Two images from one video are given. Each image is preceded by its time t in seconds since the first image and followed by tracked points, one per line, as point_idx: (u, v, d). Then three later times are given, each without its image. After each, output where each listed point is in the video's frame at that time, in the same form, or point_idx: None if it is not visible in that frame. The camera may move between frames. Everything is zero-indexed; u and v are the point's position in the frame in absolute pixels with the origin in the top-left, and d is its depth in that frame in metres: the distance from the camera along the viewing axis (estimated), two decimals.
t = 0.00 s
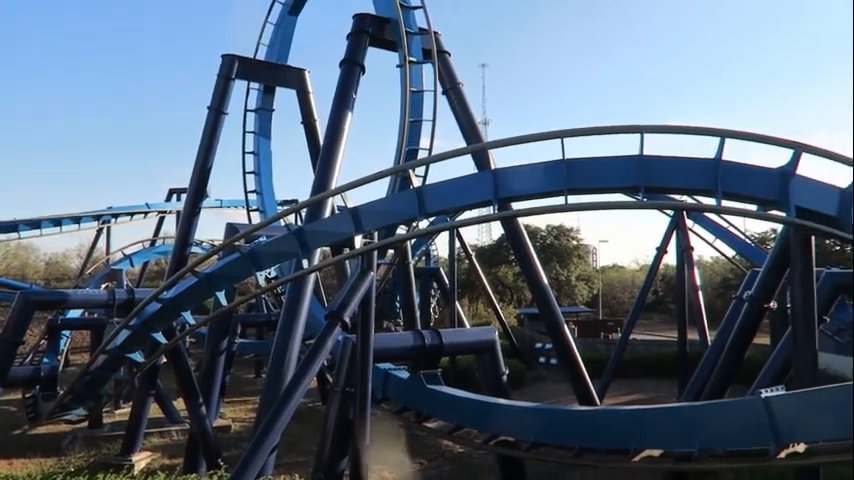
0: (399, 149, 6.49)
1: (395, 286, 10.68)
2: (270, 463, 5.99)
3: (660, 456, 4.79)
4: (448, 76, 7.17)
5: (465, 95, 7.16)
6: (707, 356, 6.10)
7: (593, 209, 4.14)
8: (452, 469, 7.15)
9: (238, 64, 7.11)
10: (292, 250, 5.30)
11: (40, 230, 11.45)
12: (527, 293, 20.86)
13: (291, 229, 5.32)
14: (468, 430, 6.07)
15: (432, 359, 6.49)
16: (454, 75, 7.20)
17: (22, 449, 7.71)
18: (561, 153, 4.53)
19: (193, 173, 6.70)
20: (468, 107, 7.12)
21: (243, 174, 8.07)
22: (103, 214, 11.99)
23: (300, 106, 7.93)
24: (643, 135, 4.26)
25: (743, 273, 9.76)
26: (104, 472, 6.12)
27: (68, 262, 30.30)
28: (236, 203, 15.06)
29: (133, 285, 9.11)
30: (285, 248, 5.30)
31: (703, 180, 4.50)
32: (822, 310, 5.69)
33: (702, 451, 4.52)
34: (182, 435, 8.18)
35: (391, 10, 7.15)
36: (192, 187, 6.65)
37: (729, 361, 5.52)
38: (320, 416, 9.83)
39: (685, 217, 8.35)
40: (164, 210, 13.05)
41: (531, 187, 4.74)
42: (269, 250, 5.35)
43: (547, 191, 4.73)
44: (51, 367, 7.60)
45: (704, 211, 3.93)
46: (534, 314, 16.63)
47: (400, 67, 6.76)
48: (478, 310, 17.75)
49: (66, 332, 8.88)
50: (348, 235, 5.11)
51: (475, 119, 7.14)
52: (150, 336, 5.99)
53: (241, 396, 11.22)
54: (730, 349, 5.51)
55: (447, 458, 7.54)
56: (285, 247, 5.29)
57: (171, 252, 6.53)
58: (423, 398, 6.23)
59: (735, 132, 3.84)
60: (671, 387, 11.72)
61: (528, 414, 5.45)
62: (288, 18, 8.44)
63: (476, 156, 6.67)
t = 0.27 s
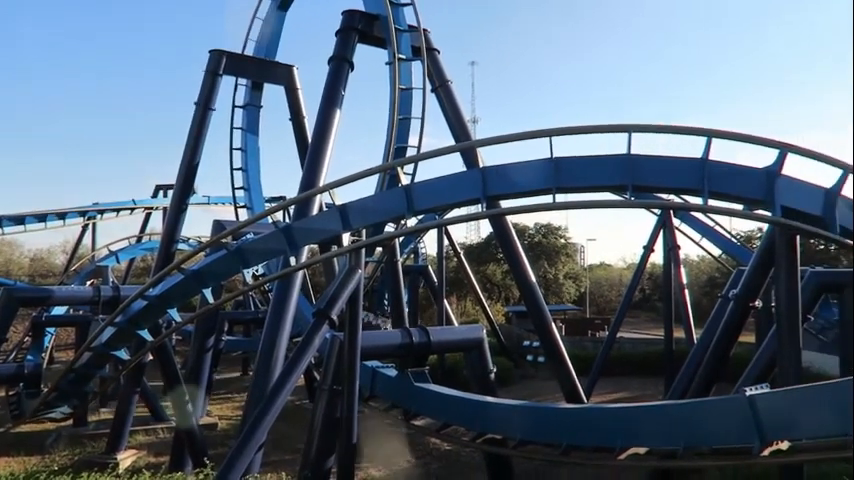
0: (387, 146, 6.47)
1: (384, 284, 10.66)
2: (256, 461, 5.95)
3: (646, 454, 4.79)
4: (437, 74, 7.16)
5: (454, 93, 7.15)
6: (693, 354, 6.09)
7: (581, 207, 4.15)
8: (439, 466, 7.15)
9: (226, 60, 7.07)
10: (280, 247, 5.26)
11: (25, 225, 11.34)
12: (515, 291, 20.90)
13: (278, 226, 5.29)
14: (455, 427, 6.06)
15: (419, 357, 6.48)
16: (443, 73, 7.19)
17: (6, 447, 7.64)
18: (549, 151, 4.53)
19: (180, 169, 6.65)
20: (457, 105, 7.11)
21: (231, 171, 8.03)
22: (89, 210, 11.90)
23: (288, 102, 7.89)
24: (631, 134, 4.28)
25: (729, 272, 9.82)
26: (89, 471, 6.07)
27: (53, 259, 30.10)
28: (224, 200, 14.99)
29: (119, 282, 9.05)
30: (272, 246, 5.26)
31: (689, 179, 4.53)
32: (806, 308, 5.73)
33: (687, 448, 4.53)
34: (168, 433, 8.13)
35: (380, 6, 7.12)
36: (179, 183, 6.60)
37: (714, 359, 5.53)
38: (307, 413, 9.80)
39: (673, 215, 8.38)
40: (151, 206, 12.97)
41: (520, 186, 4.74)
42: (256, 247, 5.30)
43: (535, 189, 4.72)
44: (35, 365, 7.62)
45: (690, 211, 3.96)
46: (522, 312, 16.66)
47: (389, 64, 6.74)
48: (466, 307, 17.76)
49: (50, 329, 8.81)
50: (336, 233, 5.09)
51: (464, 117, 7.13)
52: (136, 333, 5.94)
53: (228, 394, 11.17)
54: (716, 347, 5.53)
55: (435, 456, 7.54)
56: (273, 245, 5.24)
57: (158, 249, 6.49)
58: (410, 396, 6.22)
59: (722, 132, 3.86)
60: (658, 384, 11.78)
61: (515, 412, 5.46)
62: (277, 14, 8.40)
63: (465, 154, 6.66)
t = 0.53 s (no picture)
0: (371, 146, 6.45)
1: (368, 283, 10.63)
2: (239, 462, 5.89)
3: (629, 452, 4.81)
4: (422, 73, 7.14)
5: (438, 93, 7.14)
6: (674, 354, 6.12)
7: (564, 207, 4.16)
8: (423, 466, 7.14)
9: (208, 57, 7.01)
10: (263, 247, 5.21)
11: (3, 224, 11.19)
12: (499, 290, 20.94)
13: (261, 226, 5.24)
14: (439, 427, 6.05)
15: (403, 356, 6.47)
16: (427, 73, 7.17)
17: None
18: (534, 151, 4.52)
19: (162, 168, 6.59)
20: (441, 104, 7.10)
21: (213, 170, 7.97)
22: (68, 209, 11.76)
23: (271, 101, 7.84)
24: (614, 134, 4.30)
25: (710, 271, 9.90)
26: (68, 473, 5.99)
27: (32, 258, 29.75)
28: (206, 199, 14.88)
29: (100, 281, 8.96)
30: (255, 245, 5.21)
31: (672, 181, 4.56)
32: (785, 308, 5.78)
33: (669, 446, 4.56)
34: (149, 434, 8.05)
35: (365, 5, 7.10)
36: (161, 182, 6.53)
37: (696, 358, 5.56)
38: (291, 414, 9.75)
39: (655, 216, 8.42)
40: (132, 205, 12.84)
41: (504, 186, 4.73)
42: (239, 247, 5.24)
43: (519, 189, 4.72)
44: (12, 365, 7.55)
45: (672, 211, 4.00)
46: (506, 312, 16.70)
47: (373, 64, 6.71)
48: (450, 307, 17.75)
49: (28, 329, 8.69)
50: (320, 232, 5.06)
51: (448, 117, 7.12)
52: (116, 334, 5.86)
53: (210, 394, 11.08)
54: (698, 345, 5.56)
55: (419, 455, 7.52)
56: (256, 244, 5.19)
57: (138, 249, 6.42)
58: (394, 396, 6.20)
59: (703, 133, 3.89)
60: (640, 383, 11.85)
61: (498, 411, 5.46)
62: (260, 12, 8.34)
63: (449, 154, 6.65)
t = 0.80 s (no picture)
0: (353, 144, 6.40)
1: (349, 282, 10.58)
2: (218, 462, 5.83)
3: (609, 450, 4.83)
4: (403, 72, 7.12)
5: (420, 92, 7.11)
6: (653, 352, 6.14)
7: (545, 206, 4.16)
8: (405, 465, 7.11)
9: (188, 54, 6.93)
10: (243, 246, 5.15)
11: None
12: (480, 290, 20.97)
13: (241, 225, 5.17)
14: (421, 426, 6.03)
15: (384, 356, 6.44)
16: (409, 71, 7.15)
17: None
18: (516, 150, 4.52)
19: (140, 166, 6.50)
20: (423, 103, 7.08)
21: (193, 168, 7.88)
22: (44, 207, 11.59)
23: (252, 99, 7.77)
24: (594, 135, 4.32)
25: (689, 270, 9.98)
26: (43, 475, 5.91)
27: (7, 257, 29.35)
28: (185, 197, 14.74)
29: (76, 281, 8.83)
30: (235, 244, 5.15)
31: (651, 181, 4.59)
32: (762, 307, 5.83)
33: (649, 444, 4.58)
34: (127, 435, 7.95)
35: (346, 3, 7.06)
36: (138, 180, 6.44)
37: (675, 357, 5.59)
38: (271, 414, 9.68)
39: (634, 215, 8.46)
40: (109, 203, 12.69)
41: (486, 185, 4.72)
42: (218, 246, 5.17)
43: (500, 189, 4.71)
44: None
45: (652, 210, 4.05)
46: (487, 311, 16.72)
47: (354, 62, 6.67)
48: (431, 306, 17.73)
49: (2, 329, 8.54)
50: (301, 231, 5.02)
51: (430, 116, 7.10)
52: (93, 333, 5.78)
53: (189, 395, 10.97)
54: (677, 344, 5.58)
55: (400, 455, 7.49)
56: (236, 243, 5.13)
57: (116, 248, 6.33)
58: (374, 396, 6.17)
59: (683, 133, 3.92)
60: (620, 381, 11.92)
61: (480, 409, 5.44)
62: (240, 9, 8.26)
63: (431, 153, 6.63)
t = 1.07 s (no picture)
0: (338, 143, 6.37)
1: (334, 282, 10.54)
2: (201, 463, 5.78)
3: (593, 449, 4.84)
4: (389, 72, 7.09)
5: (405, 91, 7.09)
6: (636, 352, 6.15)
7: (531, 206, 4.15)
8: (390, 465, 7.09)
9: (171, 51, 6.86)
10: (227, 245, 5.09)
11: None
12: (465, 289, 20.98)
13: (225, 224, 5.12)
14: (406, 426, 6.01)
15: (370, 355, 6.42)
16: (395, 71, 7.12)
17: None
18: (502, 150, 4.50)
19: (123, 164, 6.42)
20: (408, 103, 7.05)
21: (176, 167, 7.80)
22: (25, 206, 11.44)
23: (236, 97, 7.71)
24: (580, 135, 4.32)
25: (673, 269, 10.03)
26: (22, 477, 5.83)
27: None
28: (169, 196, 14.62)
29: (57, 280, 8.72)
30: (219, 243, 5.09)
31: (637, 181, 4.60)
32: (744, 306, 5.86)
33: (633, 443, 4.58)
34: (109, 436, 7.87)
35: (332, 2, 7.03)
36: (121, 179, 6.36)
37: (659, 357, 5.60)
38: (256, 414, 9.61)
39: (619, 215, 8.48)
40: (91, 202, 12.55)
41: (471, 185, 4.71)
42: (201, 245, 5.11)
43: (486, 188, 4.70)
44: None
45: (636, 210, 4.07)
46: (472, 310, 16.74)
47: (340, 61, 6.63)
48: (417, 305, 17.70)
49: None
50: (285, 230, 4.98)
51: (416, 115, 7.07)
52: (74, 334, 5.70)
53: (172, 395, 10.87)
54: (661, 343, 5.59)
55: (385, 454, 7.47)
56: (219, 242, 5.07)
57: (98, 247, 6.25)
58: (360, 396, 6.14)
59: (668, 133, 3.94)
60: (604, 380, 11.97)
61: (466, 409, 5.43)
62: (224, 6, 8.20)
63: (416, 152, 6.61)
